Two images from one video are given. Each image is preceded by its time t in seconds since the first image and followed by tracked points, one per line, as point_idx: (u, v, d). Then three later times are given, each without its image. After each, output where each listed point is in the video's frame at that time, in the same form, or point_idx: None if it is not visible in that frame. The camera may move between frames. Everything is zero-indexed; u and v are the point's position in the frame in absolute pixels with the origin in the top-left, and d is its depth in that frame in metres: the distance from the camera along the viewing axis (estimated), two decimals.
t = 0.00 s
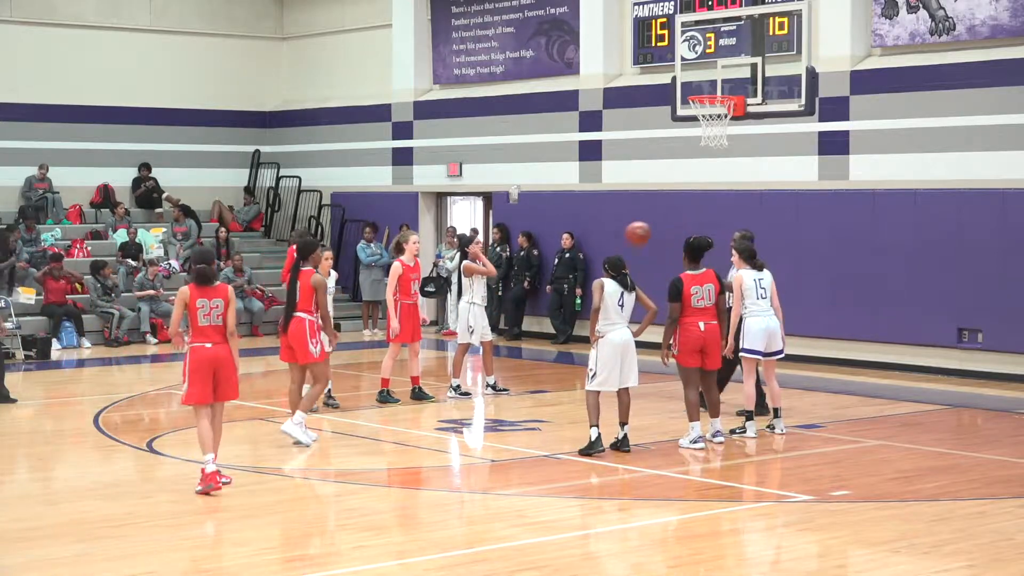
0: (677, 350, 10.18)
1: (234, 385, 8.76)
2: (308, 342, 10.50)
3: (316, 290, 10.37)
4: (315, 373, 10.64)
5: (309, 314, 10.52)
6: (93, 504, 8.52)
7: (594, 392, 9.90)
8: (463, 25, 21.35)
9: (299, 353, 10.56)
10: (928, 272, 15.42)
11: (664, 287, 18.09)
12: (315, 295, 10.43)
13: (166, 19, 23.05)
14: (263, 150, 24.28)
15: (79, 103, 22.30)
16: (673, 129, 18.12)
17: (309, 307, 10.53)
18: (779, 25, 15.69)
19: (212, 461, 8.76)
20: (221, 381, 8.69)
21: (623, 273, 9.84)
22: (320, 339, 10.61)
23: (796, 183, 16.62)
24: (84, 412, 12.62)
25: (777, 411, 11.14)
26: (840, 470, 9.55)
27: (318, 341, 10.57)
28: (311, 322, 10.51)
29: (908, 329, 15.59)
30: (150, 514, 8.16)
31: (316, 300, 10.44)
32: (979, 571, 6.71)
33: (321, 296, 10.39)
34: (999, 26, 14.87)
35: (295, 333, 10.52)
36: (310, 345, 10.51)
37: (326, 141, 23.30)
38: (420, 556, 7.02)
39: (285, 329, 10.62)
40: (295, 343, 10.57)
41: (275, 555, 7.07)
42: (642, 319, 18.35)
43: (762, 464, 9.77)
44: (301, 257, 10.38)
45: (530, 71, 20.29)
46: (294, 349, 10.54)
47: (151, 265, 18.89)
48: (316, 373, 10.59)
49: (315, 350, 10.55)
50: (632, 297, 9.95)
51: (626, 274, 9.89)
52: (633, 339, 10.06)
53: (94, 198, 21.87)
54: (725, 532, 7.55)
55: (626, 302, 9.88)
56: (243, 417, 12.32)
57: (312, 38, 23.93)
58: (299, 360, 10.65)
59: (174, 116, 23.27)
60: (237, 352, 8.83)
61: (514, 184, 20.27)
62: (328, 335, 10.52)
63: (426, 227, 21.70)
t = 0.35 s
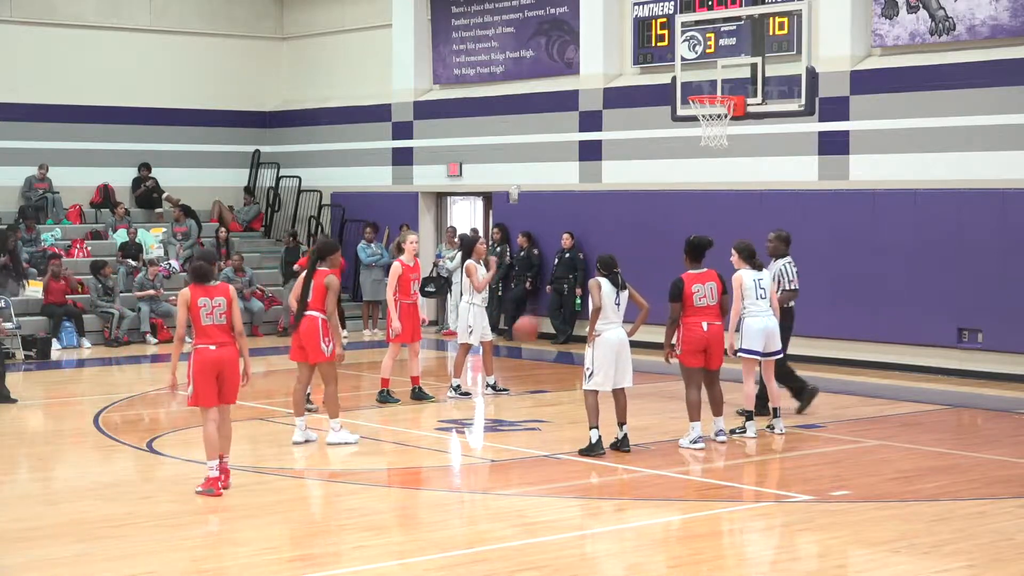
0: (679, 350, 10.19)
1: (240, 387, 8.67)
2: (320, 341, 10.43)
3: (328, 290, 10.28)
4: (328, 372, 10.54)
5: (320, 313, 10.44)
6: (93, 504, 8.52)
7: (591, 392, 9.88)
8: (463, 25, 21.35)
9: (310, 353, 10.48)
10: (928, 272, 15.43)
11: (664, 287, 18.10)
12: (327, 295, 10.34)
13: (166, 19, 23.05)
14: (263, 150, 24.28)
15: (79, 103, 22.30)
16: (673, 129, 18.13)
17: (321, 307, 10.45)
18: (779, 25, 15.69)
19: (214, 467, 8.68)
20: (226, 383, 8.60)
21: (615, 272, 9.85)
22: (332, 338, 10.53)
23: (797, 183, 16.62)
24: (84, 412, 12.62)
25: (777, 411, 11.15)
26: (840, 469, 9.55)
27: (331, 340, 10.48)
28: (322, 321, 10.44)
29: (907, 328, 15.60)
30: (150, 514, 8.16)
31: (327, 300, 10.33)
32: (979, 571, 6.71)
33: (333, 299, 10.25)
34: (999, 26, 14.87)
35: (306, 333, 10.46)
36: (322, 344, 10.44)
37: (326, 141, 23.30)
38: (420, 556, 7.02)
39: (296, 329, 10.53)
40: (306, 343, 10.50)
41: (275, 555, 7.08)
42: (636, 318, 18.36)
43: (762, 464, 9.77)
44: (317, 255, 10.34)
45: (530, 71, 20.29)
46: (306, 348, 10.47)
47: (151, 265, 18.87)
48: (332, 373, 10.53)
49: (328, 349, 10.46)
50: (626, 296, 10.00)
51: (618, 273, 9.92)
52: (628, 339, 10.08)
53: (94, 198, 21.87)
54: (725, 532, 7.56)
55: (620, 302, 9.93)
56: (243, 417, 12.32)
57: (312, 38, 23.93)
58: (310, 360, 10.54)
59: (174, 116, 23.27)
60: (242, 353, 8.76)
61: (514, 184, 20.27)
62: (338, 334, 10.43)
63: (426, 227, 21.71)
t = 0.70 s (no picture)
0: (689, 347, 10.15)
1: (245, 387, 8.69)
2: (333, 339, 10.40)
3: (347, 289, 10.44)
4: (335, 373, 10.39)
5: (337, 313, 10.51)
6: (93, 504, 8.53)
7: (590, 392, 9.87)
8: (463, 25, 21.36)
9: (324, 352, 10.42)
10: (927, 272, 15.43)
11: (664, 286, 18.10)
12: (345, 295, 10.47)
13: (166, 19, 23.05)
14: (263, 150, 24.29)
15: (79, 103, 22.30)
16: (673, 129, 18.13)
17: (337, 307, 10.54)
18: (779, 25, 15.70)
19: (215, 467, 8.72)
20: (230, 383, 8.64)
21: (610, 271, 9.85)
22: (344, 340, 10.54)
23: (797, 183, 16.63)
24: (84, 412, 12.62)
25: (776, 411, 11.14)
26: (840, 470, 9.56)
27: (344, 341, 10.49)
28: (338, 321, 10.49)
29: (907, 328, 15.61)
30: (150, 514, 8.16)
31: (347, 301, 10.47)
32: (979, 571, 6.72)
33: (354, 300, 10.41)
34: (999, 26, 14.88)
35: (320, 332, 10.44)
36: (335, 342, 10.41)
37: (326, 141, 23.31)
38: (420, 556, 7.02)
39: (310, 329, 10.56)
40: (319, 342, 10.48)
41: (274, 555, 7.08)
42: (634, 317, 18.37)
43: (761, 464, 9.77)
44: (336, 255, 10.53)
45: (530, 71, 20.29)
46: (320, 347, 10.41)
47: (151, 266, 18.85)
48: (337, 374, 10.38)
49: (340, 348, 10.42)
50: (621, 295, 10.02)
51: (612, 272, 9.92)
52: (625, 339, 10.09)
53: (94, 198, 21.87)
54: (725, 532, 7.56)
55: (617, 301, 9.93)
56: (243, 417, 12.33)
57: (312, 38, 23.94)
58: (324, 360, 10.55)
59: (174, 116, 23.27)
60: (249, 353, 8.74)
61: (514, 184, 20.27)
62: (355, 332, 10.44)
63: (426, 227, 21.71)
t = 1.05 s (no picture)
0: (693, 347, 10.13)
1: (260, 389, 8.63)
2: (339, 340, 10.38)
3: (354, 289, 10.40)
4: (340, 372, 10.46)
5: (343, 313, 10.51)
6: (94, 504, 8.53)
7: (588, 393, 9.87)
8: (463, 25, 21.36)
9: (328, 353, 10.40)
10: (927, 272, 15.43)
11: (665, 286, 18.10)
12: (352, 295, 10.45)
13: (166, 19, 23.05)
14: (263, 150, 24.29)
15: (79, 103, 22.30)
16: (672, 129, 18.13)
17: (343, 307, 10.55)
18: (779, 25, 15.70)
19: (220, 468, 8.72)
20: (247, 384, 8.63)
21: (603, 270, 9.87)
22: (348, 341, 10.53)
23: (796, 183, 16.63)
24: (84, 412, 12.62)
25: (777, 411, 11.13)
26: (840, 470, 9.55)
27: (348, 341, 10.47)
28: (344, 321, 10.48)
29: (907, 328, 15.60)
30: (151, 514, 8.16)
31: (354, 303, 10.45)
32: (979, 571, 6.72)
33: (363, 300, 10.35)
34: (999, 26, 14.88)
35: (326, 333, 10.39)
36: (341, 343, 10.39)
37: (326, 141, 23.31)
38: (420, 556, 7.02)
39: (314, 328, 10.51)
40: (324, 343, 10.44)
41: (274, 555, 7.08)
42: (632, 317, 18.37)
43: (761, 464, 9.77)
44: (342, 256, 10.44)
45: (530, 71, 20.29)
46: (325, 348, 10.37)
47: (151, 266, 18.84)
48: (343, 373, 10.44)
49: (345, 348, 10.41)
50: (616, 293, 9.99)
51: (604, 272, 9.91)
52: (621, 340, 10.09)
53: (94, 198, 21.88)
54: (725, 532, 7.56)
55: (613, 301, 9.93)
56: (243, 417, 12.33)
57: (312, 38, 23.94)
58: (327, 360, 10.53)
59: (174, 116, 23.27)
60: (267, 355, 8.68)
61: (514, 184, 20.27)
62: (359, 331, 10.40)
63: (426, 227, 21.71)
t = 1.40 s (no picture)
0: (686, 348, 10.16)
1: (276, 390, 8.63)
2: (338, 340, 10.39)
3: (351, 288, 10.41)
4: (341, 372, 10.44)
5: (342, 313, 10.50)
6: (93, 503, 8.53)
7: (585, 393, 9.88)
8: (463, 25, 21.36)
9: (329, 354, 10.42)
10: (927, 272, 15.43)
11: (665, 286, 18.11)
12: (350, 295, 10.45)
13: (166, 19, 23.05)
14: (262, 150, 24.29)
15: (79, 103, 22.30)
16: (672, 129, 18.13)
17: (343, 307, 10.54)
18: (779, 25, 15.70)
19: (233, 459, 8.83)
20: (263, 385, 8.63)
21: (597, 272, 9.84)
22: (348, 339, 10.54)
23: (797, 184, 16.63)
24: (84, 412, 12.62)
25: (777, 411, 11.13)
26: (841, 470, 9.56)
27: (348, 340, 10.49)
28: (343, 320, 10.46)
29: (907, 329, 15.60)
30: (151, 514, 8.16)
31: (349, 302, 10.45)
32: (979, 570, 6.72)
33: (355, 298, 10.38)
34: (999, 26, 14.88)
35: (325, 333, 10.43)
36: (340, 343, 10.40)
37: (326, 141, 23.31)
38: (420, 556, 7.02)
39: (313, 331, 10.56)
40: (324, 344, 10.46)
41: (274, 555, 7.08)
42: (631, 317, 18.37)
43: (761, 464, 9.77)
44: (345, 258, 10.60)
45: (530, 71, 20.29)
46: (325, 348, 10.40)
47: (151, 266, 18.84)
48: (345, 372, 10.45)
49: (345, 348, 10.40)
50: (613, 293, 9.97)
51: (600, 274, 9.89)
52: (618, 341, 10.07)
53: (94, 198, 21.88)
54: (724, 532, 7.56)
55: (609, 302, 9.92)
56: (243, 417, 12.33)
57: (312, 38, 23.94)
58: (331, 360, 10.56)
59: (174, 116, 23.28)
60: (283, 356, 8.72)
61: (514, 184, 20.27)
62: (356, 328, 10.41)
63: (426, 227, 21.72)
